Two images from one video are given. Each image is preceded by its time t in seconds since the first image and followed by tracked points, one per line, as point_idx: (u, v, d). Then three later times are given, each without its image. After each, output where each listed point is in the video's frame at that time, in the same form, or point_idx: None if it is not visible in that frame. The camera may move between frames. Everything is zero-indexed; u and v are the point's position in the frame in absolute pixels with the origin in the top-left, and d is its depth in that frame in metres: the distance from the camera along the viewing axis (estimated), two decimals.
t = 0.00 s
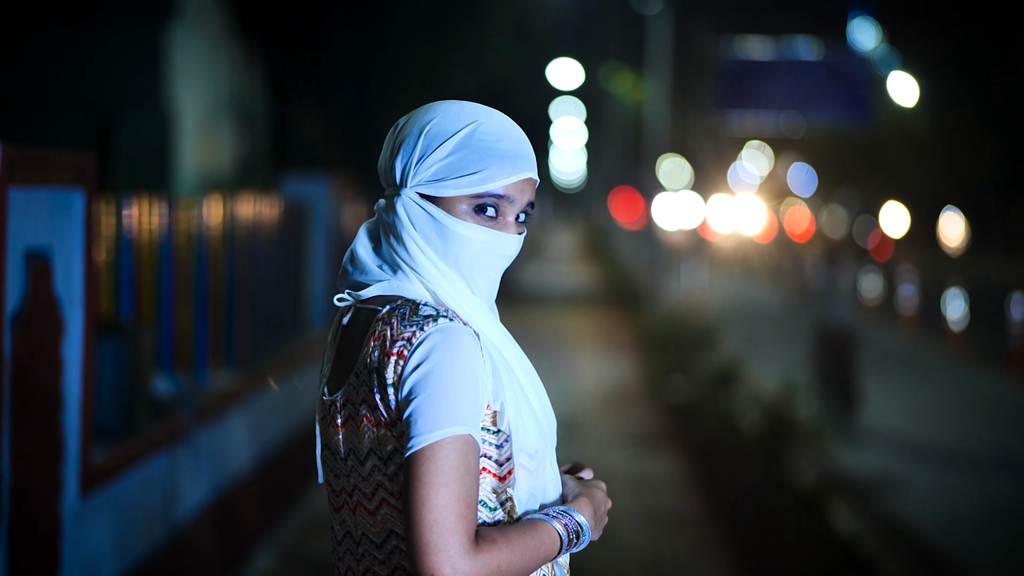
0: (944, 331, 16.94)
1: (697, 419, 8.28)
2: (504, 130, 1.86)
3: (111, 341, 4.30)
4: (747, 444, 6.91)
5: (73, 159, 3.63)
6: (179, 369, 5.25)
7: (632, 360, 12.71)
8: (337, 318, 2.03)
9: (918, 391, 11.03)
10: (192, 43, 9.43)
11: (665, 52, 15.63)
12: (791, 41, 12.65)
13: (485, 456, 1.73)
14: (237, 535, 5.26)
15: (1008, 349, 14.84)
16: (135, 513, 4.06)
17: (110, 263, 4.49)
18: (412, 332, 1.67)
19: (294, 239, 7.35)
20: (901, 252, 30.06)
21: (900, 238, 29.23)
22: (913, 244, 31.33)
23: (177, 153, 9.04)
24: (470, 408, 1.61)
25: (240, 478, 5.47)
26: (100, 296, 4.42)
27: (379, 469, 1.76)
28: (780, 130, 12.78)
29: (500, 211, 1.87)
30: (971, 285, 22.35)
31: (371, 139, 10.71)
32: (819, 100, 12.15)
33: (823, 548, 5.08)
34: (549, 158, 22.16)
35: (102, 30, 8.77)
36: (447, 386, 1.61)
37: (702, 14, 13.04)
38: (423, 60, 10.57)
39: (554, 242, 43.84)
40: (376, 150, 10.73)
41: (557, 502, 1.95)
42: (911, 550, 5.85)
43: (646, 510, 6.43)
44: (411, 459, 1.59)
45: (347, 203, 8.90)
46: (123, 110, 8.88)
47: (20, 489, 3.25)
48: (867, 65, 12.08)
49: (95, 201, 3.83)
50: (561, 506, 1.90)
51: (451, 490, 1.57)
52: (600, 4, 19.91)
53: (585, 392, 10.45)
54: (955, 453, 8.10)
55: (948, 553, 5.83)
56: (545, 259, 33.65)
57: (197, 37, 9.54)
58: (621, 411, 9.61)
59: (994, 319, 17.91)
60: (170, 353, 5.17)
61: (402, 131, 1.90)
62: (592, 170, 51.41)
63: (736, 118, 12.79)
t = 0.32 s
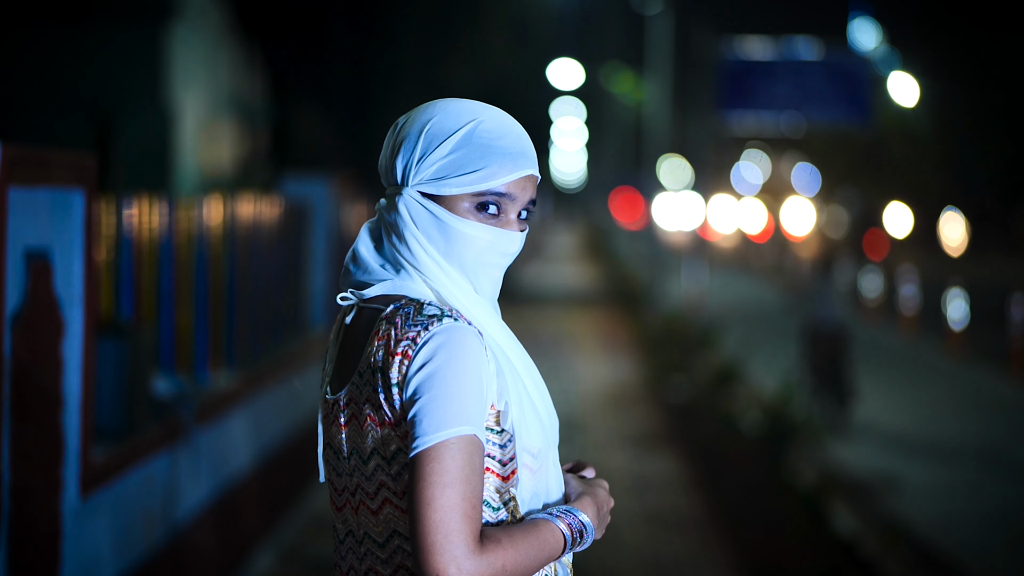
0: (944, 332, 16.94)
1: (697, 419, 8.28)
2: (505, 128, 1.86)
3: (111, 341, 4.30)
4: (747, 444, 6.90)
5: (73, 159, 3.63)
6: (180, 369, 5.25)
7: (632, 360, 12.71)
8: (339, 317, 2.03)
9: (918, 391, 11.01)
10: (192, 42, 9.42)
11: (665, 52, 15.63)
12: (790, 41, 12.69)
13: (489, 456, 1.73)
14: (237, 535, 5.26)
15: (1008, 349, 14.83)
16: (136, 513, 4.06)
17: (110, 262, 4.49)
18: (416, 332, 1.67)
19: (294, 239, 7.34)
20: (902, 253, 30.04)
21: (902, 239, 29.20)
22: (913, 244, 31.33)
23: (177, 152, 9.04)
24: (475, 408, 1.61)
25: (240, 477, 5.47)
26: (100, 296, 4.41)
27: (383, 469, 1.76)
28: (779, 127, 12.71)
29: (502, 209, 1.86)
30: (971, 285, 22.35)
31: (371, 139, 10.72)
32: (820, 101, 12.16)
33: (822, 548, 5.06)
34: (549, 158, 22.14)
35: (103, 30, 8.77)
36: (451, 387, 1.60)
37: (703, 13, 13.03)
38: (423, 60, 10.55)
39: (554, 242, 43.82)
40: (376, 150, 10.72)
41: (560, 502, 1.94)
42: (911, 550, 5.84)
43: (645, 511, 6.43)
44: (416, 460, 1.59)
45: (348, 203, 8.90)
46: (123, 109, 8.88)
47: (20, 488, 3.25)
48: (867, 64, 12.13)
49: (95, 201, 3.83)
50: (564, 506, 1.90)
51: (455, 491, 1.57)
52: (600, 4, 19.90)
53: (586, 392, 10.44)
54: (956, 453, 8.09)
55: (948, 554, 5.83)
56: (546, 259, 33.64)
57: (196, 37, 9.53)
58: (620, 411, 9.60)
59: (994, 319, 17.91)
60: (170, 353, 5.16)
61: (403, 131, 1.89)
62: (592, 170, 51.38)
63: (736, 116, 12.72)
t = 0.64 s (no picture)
0: (943, 332, 16.96)
1: (697, 420, 8.28)
2: (504, 126, 1.86)
3: (111, 341, 4.30)
4: (747, 445, 6.90)
5: (73, 158, 3.62)
6: (180, 369, 5.24)
7: (632, 360, 12.72)
8: (339, 317, 2.04)
9: (917, 391, 11.02)
10: (191, 42, 9.41)
11: (666, 52, 15.62)
12: (791, 41, 12.65)
13: (491, 456, 1.73)
14: (237, 534, 5.26)
15: (1007, 349, 14.83)
16: (136, 513, 4.06)
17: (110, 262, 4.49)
18: (419, 332, 1.66)
19: (294, 239, 7.33)
20: (902, 254, 30.05)
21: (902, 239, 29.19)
22: (912, 245, 31.34)
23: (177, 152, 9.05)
24: (477, 407, 1.61)
25: (240, 477, 5.47)
26: (100, 295, 4.42)
27: (385, 469, 1.76)
28: (779, 128, 12.74)
29: (502, 207, 1.86)
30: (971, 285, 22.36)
31: (371, 139, 10.72)
32: (820, 101, 12.14)
33: (822, 548, 5.06)
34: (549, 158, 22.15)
35: (103, 30, 8.78)
36: (455, 386, 1.60)
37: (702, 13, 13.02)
38: (423, 59, 10.55)
39: (554, 242, 43.81)
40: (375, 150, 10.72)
41: (561, 501, 1.94)
42: (910, 551, 5.84)
43: (646, 510, 6.43)
44: (419, 460, 1.59)
45: (348, 204, 8.89)
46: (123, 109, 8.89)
47: (19, 488, 3.25)
48: (866, 65, 12.09)
49: (94, 201, 3.83)
50: (565, 505, 1.89)
51: (458, 490, 1.57)
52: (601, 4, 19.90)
53: (586, 392, 10.45)
54: (955, 453, 8.09)
55: (948, 554, 5.83)
56: (546, 259, 33.66)
57: (196, 36, 9.52)
58: (620, 411, 9.61)
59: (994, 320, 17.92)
60: (170, 353, 5.16)
61: (400, 130, 1.89)
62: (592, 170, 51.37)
63: (736, 116, 12.75)
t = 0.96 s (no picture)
0: (943, 332, 16.96)
1: (696, 419, 8.28)
2: (502, 123, 1.86)
3: (111, 342, 4.30)
4: (747, 444, 6.90)
5: (73, 159, 3.62)
6: (179, 369, 5.24)
7: (632, 360, 12.72)
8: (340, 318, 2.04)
9: (917, 391, 11.01)
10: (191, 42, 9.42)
11: (665, 53, 15.62)
12: (791, 40, 12.59)
13: (493, 456, 1.73)
14: (237, 535, 5.26)
15: (1007, 349, 14.83)
16: (136, 513, 4.06)
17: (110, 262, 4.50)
18: (421, 332, 1.66)
19: (294, 239, 7.33)
20: (902, 254, 30.05)
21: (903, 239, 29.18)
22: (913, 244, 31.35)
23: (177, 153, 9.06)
24: (480, 407, 1.60)
25: (240, 477, 5.47)
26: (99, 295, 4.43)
27: (386, 468, 1.76)
28: (778, 129, 12.70)
29: (503, 205, 1.86)
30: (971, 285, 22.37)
31: (370, 138, 10.72)
32: (820, 101, 12.18)
33: (821, 548, 5.06)
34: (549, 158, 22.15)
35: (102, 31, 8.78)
36: (456, 385, 1.60)
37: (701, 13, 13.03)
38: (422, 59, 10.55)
39: (553, 242, 43.83)
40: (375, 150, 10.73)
41: (562, 501, 1.94)
42: (910, 550, 5.84)
43: (646, 510, 6.43)
44: (422, 460, 1.58)
45: (347, 204, 8.90)
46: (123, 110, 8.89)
47: (19, 488, 3.25)
48: (866, 65, 12.07)
49: (95, 201, 3.83)
50: (566, 505, 1.89)
51: (457, 489, 1.57)
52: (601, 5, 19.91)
53: (586, 392, 10.45)
54: (955, 453, 8.09)
55: (947, 554, 5.83)
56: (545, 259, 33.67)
57: (195, 36, 9.52)
58: (620, 411, 9.61)
59: (994, 319, 17.92)
60: (170, 352, 5.16)
61: (400, 129, 1.89)
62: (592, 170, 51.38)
63: (735, 116, 12.68)
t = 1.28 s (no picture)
0: (943, 332, 16.95)
1: (696, 420, 8.27)
2: (504, 121, 1.85)
3: (110, 341, 4.30)
4: (748, 445, 6.89)
5: (73, 159, 3.61)
6: (179, 369, 5.24)
7: (631, 360, 12.71)
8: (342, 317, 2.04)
9: (916, 391, 11.00)
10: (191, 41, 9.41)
11: (665, 52, 15.61)
12: (791, 41, 12.58)
13: (497, 456, 1.73)
14: (237, 535, 5.26)
15: (1007, 349, 14.83)
16: (136, 513, 4.06)
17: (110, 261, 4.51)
18: (426, 331, 1.66)
19: (294, 239, 7.33)
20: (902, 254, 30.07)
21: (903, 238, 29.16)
22: (913, 245, 31.35)
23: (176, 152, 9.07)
24: (485, 407, 1.61)
25: (240, 477, 5.47)
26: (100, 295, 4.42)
27: (389, 468, 1.76)
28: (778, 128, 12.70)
29: (506, 203, 1.86)
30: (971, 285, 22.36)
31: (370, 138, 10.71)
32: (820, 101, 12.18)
33: (822, 547, 5.06)
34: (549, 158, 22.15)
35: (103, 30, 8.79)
36: (462, 385, 1.60)
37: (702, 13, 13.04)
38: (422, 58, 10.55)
39: (553, 241, 43.83)
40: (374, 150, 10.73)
41: (564, 500, 1.94)
42: (911, 550, 5.83)
43: (646, 510, 6.43)
44: (426, 459, 1.58)
45: (348, 203, 8.90)
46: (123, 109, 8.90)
47: (19, 489, 3.25)
48: (866, 65, 12.08)
49: (94, 201, 3.83)
50: (568, 505, 1.89)
51: (462, 488, 1.56)
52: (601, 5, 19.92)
53: (586, 392, 10.45)
54: (955, 454, 8.08)
55: (948, 554, 5.83)
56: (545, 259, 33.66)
57: (195, 36, 9.52)
58: (619, 411, 9.60)
59: (994, 319, 17.91)
60: (170, 353, 5.16)
61: (401, 130, 1.89)
62: (592, 170, 51.37)
63: (734, 116, 12.61)
